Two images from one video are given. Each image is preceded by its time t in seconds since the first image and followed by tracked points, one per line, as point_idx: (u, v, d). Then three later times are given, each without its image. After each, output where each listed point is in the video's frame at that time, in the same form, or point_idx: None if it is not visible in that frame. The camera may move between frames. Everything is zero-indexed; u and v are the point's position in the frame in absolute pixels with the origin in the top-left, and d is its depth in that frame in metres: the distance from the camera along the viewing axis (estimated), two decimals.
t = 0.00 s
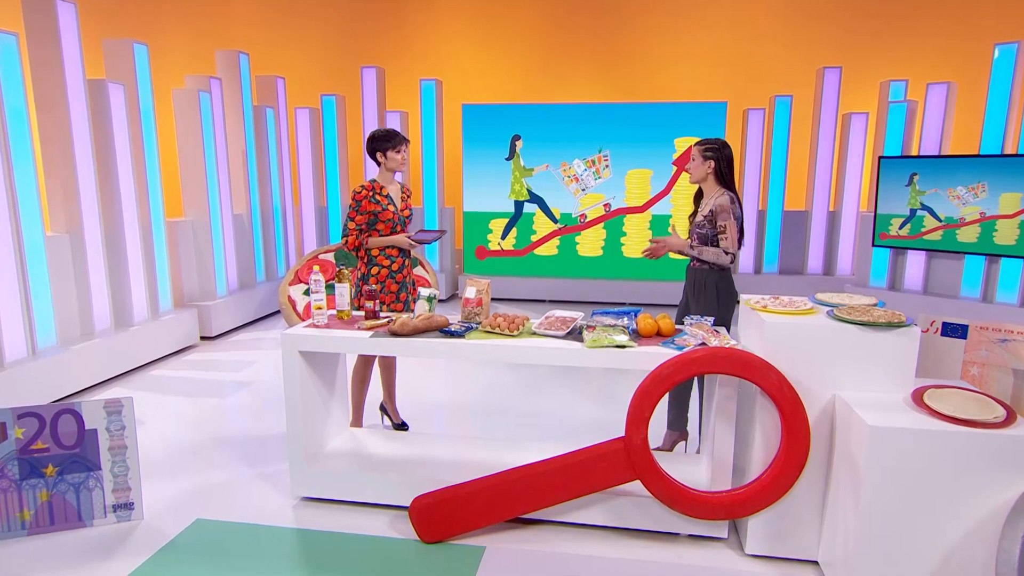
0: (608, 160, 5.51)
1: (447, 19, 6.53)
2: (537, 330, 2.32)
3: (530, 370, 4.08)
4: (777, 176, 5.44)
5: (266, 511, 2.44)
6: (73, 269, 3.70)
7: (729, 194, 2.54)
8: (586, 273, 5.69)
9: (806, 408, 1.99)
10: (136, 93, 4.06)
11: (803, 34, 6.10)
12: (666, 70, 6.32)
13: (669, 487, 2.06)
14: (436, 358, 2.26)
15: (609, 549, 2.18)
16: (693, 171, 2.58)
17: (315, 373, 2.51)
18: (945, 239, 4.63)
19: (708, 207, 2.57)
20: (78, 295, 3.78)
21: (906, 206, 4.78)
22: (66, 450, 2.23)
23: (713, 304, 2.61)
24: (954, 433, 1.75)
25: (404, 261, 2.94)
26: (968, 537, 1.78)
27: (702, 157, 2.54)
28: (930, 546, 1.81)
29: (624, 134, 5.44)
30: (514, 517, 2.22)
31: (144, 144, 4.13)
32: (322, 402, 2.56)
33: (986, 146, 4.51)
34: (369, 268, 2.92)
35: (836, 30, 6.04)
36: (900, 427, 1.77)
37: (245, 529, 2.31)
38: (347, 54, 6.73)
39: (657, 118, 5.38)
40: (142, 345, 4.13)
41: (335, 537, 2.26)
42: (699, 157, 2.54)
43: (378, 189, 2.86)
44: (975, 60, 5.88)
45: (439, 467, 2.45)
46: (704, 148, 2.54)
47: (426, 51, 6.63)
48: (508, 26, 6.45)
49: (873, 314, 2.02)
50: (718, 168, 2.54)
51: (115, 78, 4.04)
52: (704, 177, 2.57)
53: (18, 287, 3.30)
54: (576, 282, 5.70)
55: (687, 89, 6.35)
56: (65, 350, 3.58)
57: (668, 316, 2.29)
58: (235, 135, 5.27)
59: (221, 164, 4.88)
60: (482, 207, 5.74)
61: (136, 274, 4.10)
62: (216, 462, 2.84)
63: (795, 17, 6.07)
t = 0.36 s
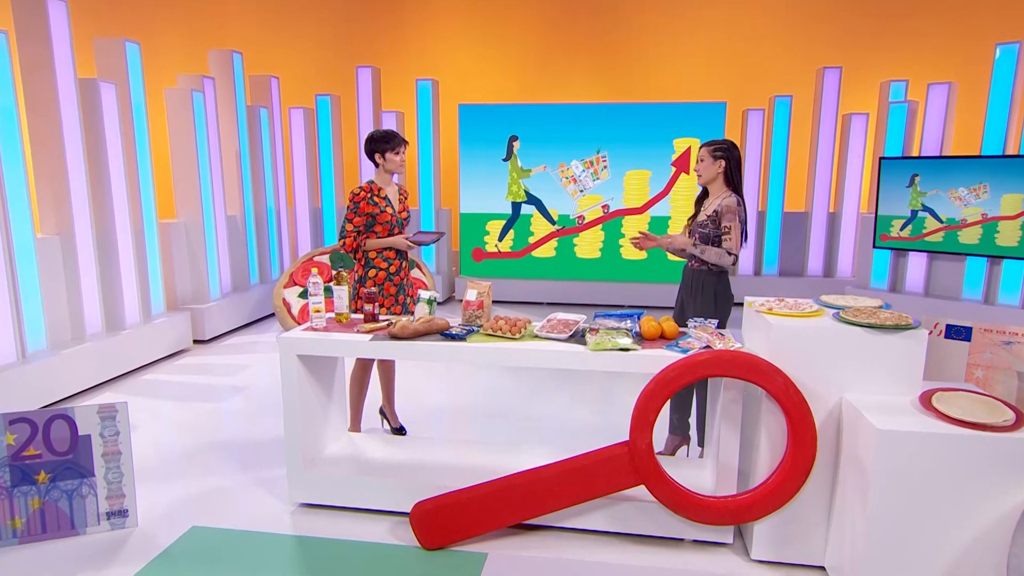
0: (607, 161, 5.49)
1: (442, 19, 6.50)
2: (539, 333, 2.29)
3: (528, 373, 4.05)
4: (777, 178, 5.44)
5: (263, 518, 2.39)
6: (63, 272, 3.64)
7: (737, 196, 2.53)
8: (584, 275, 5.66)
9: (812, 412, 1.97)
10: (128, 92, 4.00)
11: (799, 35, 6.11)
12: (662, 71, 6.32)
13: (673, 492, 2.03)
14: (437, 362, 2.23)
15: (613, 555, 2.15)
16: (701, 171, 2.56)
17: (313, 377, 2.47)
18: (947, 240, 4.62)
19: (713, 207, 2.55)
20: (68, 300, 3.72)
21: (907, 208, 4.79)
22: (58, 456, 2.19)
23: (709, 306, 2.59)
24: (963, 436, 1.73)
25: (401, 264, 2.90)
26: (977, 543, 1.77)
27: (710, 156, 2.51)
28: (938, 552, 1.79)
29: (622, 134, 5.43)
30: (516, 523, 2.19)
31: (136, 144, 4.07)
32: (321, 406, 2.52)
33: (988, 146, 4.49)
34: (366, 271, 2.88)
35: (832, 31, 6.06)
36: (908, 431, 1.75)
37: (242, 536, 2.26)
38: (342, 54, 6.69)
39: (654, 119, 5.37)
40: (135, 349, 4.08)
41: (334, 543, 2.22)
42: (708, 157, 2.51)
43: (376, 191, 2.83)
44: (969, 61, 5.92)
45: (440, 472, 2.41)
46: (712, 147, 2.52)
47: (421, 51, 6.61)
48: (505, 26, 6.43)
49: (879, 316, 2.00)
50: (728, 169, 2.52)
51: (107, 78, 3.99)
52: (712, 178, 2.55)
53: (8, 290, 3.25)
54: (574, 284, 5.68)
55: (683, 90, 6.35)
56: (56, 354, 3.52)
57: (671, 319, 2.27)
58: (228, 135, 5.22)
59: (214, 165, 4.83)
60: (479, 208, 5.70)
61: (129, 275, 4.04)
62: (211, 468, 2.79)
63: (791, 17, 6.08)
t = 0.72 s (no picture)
0: (605, 163, 5.47)
1: (438, 19, 6.47)
2: (541, 337, 2.26)
3: (526, 377, 4.02)
4: (777, 181, 5.43)
5: (259, 525, 2.35)
6: (53, 275, 3.58)
7: (743, 199, 2.51)
8: (581, 278, 5.64)
9: (819, 417, 1.94)
10: (118, 92, 3.95)
11: (795, 36, 6.12)
12: (658, 72, 6.31)
13: (679, 497, 2.00)
14: (437, 366, 2.19)
15: (617, 562, 2.12)
16: (707, 171, 2.54)
17: (311, 382, 2.43)
18: (949, 242, 4.63)
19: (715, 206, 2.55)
20: (57, 304, 3.66)
21: (908, 210, 4.76)
22: (50, 463, 2.14)
23: (713, 306, 2.57)
24: (975, 440, 1.71)
25: (398, 266, 2.86)
26: (986, 550, 1.75)
27: (717, 157, 2.49)
28: (947, 559, 1.77)
29: (620, 136, 5.41)
30: (519, 530, 2.15)
31: (127, 146, 4.02)
32: (319, 411, 2.48)
33: (989, 147, 4.48)
34: (362, 274, 2.84)
35: (828, 33, 6.07)
36: (919, 436, 1.73)
37: (238, 544, 2.22)
38: (337, 54, 6.65)
39: (652, 120, 5.35)
40: (127, 354, 4.03)
41: (332, 551, 2.18)
42: (715, 157, 2.49)
43: (373, 193, 2.79)
44: (963, 64, 5.94)
45: (440, 478, 2.38)
46: (718, 148, 2.50)
47: (416, 51, 6.57)
48: (501, 27, 6.41)
49: (886, 319, 1.98)
50: (734, 169, 2.50)
51: (98, 77, 3.93)
52: (719, 178, 2.52)
53: None
54: (571, 286, 5.65)
55: (681, 91, 6.33)
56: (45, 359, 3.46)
57: (675, 322, 2.24)
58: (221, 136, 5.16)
59: (206, 166, 4.77)
60: (476, 210, 5.67)
61: (120, 278, 3.98)
62: (206, 474, 2.75)
63: (787, 19, 6.09)
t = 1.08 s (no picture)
0: (603, 164, 5.45)
1: (433, 20, 6.44)
2: (543, 340, 2.23)
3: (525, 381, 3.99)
4: (776, 183, 5.42)
5: (256, 533, 2.31)
6: (41, 277, 3.53)
7: (733, 199, 2.47)
8: (579, 281, 5.63)
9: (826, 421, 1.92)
10: (109, 91, 3.89)
11: (791, 38, 6.12)
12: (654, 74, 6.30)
13: (684, 503, 1.98)
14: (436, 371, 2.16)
15: (621, 569, 2.08)
16: (701, 174, 2.53)
17: (309, 387, 2.39)
18: (951, 244, 4.61)
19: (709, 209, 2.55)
20: (46, 307, 3.60)
21: (909, 211, 4.74)
22: (41, 471, 2.10)
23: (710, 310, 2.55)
24: (985, 445, 1.68)
25: (397, 269, 2.83)
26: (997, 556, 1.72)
27: (709, 160, 2.49)
28: (957, 565, 1.75)
29: (617, 136, 5.39)
30: (521, 537, 2.12)
31: (119, 147, 3.96)
32: (316, 417, 2.44)
33: (991, 150, 4.48)
34: (360, 276, 2.79)
35: (824, 35, 6.08)
36: (927, 441, 1.70)
37: (235, 553, 2.18)
38: (332, 55, 6.61)
39: (649, 122, 5.34)
40: (118, 358, 3.98)
41: (331, 559, 2.14)
42: (707, 161, 2.49)
43: (369, 195, 2.76)
44: (958, 66, 5.96)
45: (440, 484, 2.34)
46: (711, 151, 2.49)
47: (411, 52, 6.54)
48: (497, 27, 6.38)
49: (893, 322, 1.96)
50: (728, 172, 2.49)
51: (89, 77, 3.88)
52: (713, 181, 2.51)
53: None
54: (568, 289, 5.63)
55: (677, 93, 6.32)
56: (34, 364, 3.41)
57: (679, 326, 2.21)
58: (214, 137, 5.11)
59: (199, 166, 4.72)
60: (473, 212, 5.64)
61: (111, 281, 3.92)
62: (201, 481, 2.70)
63: (783, 20, 6.09)
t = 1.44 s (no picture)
0: (601, 165, 5.42)
1: (429, 21, 6.41)
2: (545, 344, 2.19)
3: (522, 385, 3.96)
4: (776, 185, 5.41)
5: (252, 541, 2.26)
6: (30, 279, 3.47)
7: (730, 199, 2.45)
8: (577, 283, 5.60)
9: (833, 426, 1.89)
10: (99, 91, 3.84)
11: (787, 39, 6.13)
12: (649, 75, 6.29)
13: (689, 510, 1.94)
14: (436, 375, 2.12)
15: None
16: (693, 177, 2.50)
17: (306, 393, 2.35)
18: (952, 247, 4.62)
19: (707, 212, 2.50)
20: (35, 311, 3.54)
21: (912, 213, 4.73)
22: (32, 479, 2.05)
23: (714, 314, 2.53)
24: (995, 449, 1.66)
25: (397, 272, 2.80)
26: (1007, 562, 1.70)
27: (700, 162, 2.46)
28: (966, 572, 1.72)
29: (614, 138, 5.37)
30: (523, 544, 2.08)
31: (110, 148, 3.91)
32: (314, 423, 2.40)
33: (992, 151, 4.50)
34: (360, 280, 2.75)
35: (819, 36, 6.09)
36: (937, 446, 1.67)
37: (231, 562, 2.13)
38: (326, 55, 6.57)
39: (646, 123, 5.32)
40: (109, 364, 3.93)
41: (329, 568, 2.10)
42: (698, 162, 2.46)
43: (368, 196, 2.72)
44: (953, 68, 5.98)
45: (439, 491, 2.30)
46: (701, 153, 2.47)
47: (406, 53, 6.51)
48: (494, 28, 6.36)
49: (899, 326, 1.94)
50: (719, 172, 2.45)
51: (78, 77, 3.82)
52: (706, 182, 2.48)
53: None
54: (565, 292, 5.61)
55: (674, 94, 6.31)
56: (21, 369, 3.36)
57: (682, 330, 2.18)
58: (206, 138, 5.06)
59: (190, 167, 4.67)
60: (469, 214, 5.61)
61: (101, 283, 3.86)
62: (194, 488, 2.65)
63: (779, 22, 6.09)
